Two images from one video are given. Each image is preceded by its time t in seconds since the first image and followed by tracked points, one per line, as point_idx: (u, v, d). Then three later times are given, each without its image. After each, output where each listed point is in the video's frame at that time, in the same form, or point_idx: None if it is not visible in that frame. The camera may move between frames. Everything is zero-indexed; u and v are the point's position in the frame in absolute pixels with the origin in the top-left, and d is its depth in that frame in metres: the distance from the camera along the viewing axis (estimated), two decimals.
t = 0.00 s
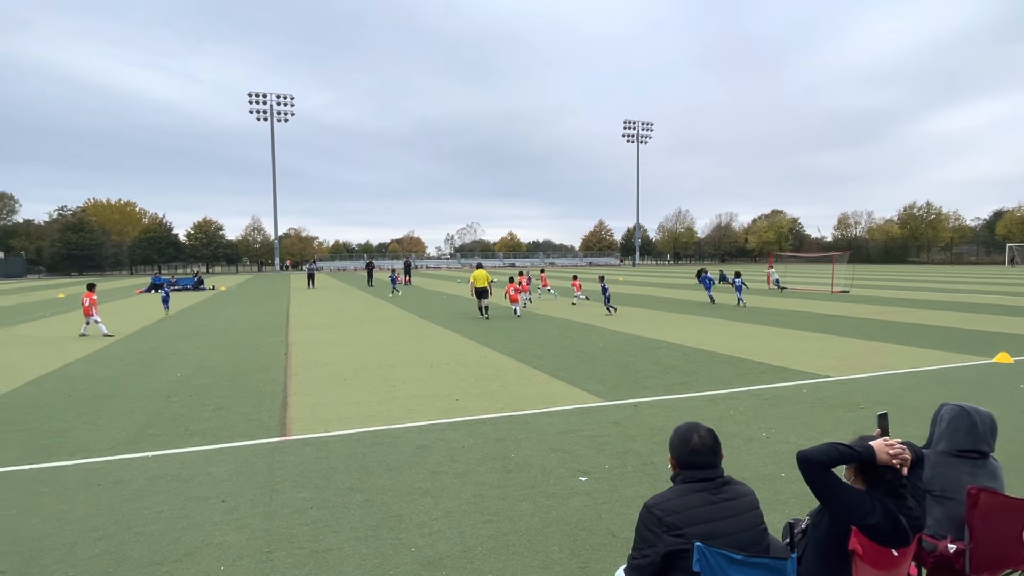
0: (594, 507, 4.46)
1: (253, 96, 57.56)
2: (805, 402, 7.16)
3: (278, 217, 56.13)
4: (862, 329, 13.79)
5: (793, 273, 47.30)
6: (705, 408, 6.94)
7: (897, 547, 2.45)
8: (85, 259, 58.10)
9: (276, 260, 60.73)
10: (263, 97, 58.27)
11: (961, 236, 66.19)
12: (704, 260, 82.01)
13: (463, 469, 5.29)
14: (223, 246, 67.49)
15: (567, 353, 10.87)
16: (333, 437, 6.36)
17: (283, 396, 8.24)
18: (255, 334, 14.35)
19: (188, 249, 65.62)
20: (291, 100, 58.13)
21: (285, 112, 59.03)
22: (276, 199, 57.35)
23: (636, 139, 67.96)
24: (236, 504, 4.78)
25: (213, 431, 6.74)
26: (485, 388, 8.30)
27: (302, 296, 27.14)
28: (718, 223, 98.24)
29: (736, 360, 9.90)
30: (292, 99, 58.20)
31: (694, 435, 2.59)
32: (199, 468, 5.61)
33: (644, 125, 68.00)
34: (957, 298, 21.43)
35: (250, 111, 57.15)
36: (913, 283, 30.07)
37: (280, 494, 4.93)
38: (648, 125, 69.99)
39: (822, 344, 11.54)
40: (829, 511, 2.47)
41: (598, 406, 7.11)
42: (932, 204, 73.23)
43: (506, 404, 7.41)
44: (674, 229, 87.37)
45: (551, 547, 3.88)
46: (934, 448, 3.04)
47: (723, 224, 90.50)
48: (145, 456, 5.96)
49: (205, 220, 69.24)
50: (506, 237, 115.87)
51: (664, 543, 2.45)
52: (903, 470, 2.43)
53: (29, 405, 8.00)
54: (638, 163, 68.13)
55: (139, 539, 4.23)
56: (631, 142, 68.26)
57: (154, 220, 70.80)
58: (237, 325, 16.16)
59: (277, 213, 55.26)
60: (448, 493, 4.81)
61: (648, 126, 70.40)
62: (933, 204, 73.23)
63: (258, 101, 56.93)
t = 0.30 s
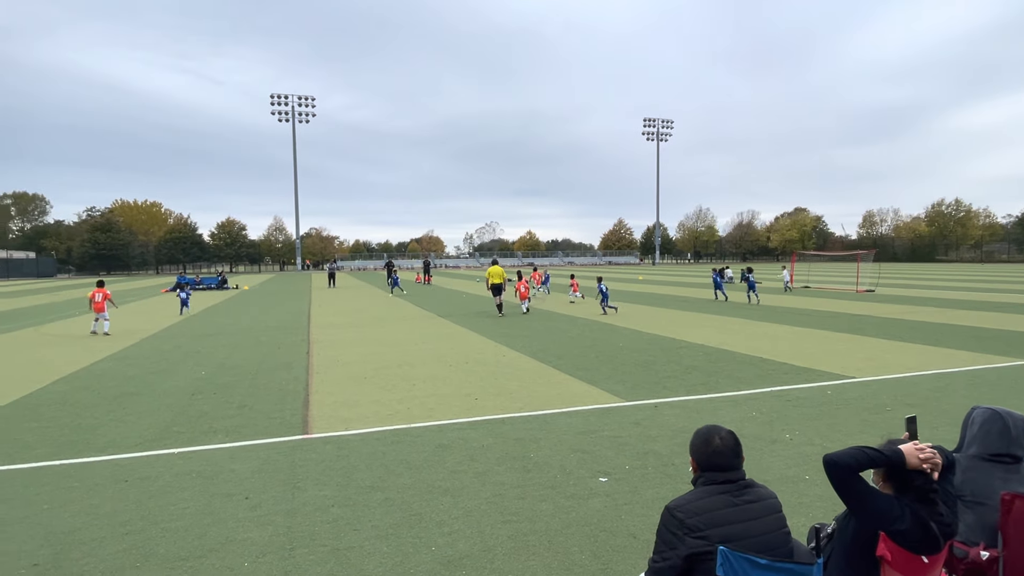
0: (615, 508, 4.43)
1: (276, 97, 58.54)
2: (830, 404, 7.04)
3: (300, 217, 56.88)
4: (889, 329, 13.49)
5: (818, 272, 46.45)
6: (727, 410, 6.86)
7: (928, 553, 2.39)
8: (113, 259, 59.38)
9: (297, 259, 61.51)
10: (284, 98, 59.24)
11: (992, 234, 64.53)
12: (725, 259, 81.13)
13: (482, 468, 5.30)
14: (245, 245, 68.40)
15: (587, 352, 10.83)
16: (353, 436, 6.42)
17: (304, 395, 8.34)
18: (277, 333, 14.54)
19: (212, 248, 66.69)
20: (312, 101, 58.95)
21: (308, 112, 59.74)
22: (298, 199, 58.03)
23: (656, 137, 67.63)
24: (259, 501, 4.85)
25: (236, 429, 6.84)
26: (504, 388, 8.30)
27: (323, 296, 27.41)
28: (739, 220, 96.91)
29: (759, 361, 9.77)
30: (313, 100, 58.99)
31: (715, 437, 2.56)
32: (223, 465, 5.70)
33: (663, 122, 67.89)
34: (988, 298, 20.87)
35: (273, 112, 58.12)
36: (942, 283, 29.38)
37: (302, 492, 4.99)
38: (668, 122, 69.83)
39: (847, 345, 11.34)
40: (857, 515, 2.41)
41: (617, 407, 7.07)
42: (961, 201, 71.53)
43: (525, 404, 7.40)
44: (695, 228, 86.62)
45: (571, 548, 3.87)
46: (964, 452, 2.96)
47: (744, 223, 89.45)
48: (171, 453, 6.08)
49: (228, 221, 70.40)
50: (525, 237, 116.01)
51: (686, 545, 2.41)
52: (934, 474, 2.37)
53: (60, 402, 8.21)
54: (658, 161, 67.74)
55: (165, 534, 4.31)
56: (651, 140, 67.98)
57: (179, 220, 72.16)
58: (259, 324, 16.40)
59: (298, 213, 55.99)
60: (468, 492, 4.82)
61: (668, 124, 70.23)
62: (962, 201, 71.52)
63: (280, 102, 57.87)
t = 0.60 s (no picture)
0: (635, 507, 4.40)
1: (297, 98, 59.70)
2: (856, 404, 6.90)
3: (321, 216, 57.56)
4: (916, 329, 13.21)
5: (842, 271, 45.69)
6: (749, 410, 6.77)
7: (961, 559, 2.32)
8: (139, 257, 60.66)
9: (319, 258, 62.25)
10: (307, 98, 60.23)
11: None
12: (746, 258, 80.20)
13: (501, 466, 5.30)
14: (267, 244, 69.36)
15: (606, 351, 10.79)
16: (374, 433, 6.47)
17: (325, 391, 8.43)
18: (299, 331, 14.73)
19: (235, 247, 67.76)
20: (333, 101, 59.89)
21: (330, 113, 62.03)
22: (318, 198, 58.74)
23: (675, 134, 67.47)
24: (281, 496, 4.91)
25: (259, 425, 6.94)
26: (523, 386, 8.29)
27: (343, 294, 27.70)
28: (761, 219, 95.61)
29: (782, 361, 9.63)
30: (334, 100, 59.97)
31: (739, 438, 2.52)
32: (246, 460, 5.79)
33: (682, 118, 67.70)
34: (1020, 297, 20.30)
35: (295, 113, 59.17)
36: (971, 282, 28.66)
37: (323, 488, 5.04)
38: (688, 120, 69.72)
39: (873, 344, 11.12)
40: (886, 518, 2.36)
41: (638, 406, 7.02)
42: (992, 198, 69.79)
43: (544, 402, 7.39)
44: (715, 226, 85.73)
45: (591, 548, 3.85)
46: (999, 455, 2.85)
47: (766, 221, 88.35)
48: (196, 448, 6.18)
49: (251, 220, 71.46)
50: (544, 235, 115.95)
51: (710, 548, 2.37)
52: (965, 477, 2.30)
53: (90, 397, 8.41)
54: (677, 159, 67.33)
55: (190, 528, 4.38)
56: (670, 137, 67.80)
57: (203, 220, 73.46)
58: (281, 322, 16.62)
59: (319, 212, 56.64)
60: (487, 490, 4.82)
61: (689, 122, 69.99)
62: (992, 198, 69.78)
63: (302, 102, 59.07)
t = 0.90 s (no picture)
0: (656, 509, 4.36)
1: (319, 99, 60.58)
2: (882, 407, 6.77)
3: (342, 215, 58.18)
4: (945, 330, 12.90)
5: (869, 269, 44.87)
6: (772, 411, 6.67)
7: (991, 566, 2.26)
8: (166, 256, 61.95)
9: (339, 257, 62.86)
10: (328, 99, 61.08)
11: None
12: (769, 256, 79.05)
13: (521, 466, 5.30)
14: (290, 243, 70.25)
15: (626, 351, 10.72)
16: (393, 431, 6.51)
17: (346, 389, 8.51)
18: (320, 329, 14.89)
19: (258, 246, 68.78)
20: (353, 101, 60.70)
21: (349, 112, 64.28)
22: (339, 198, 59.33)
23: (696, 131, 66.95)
24: (303, 492, 4.97)
25: (282, 421, 7.03)
26: (542, 385, 8.28)
27: (363, 292, 27.93)
28: (784, 217, 94.18)
29: (806, 361, 9.47)
30: (354, 100, 60.80)
31: (763, 441, 2.48)
32: (269, 456, 5.87)
33: (702, 115, 67.19)
34: None
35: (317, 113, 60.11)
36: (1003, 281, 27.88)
37: (344, 484, 5.09)
38: (709, 116, 69.19)
39: (900, 345, 10.88)
40: (914, 523, 2.31)
41: (658, 406, 6.97)
42: None
43: (564, 401, 7.37)
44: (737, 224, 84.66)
45: (611, 549, 3.83)
46: None
47: (789, 220, 87.00)
48: (219, 444, 6.28)
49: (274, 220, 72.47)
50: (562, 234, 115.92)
51: (733, 553, 2.33)
52: (998, 482, 2.24)
53: (118, 393, 8.60)
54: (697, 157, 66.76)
55: (214, 522, 4.46)
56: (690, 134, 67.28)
57: (227, 219, 74.68)
58: (303, 320, 16.82)
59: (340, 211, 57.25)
60: (506, 489, 4.82)
61: (709, 119, 69.47)
62: None
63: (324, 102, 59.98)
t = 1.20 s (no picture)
0: (677, 511, 4.32)
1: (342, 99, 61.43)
2: (912, 410, 6.61)
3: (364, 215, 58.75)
4: (978, 332, 12.55)
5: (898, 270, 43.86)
6: (796, 413, 6.57)
7: None
8: (193, 254, 63.21)
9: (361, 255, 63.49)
10: (351, 99, 61.89)
11: None
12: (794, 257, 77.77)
13: (541, 465, 5.29)
14: (313, 242, 71.14)
15: (647, 351, 10.64)
16: (414, 428, 6.55)
17: (367, 386, 8.59)
18: (343, 327, 15.05)
19: (282, 245, 69.77)
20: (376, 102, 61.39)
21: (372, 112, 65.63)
22: (361, 197, 59.88)
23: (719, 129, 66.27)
24: (325, 488, 5.03)
25: (304, 418, 7.12)
26: (563, 385, 8.26)
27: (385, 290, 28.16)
28: (810, 216, 92.49)
29: (832, 363, 9.30)
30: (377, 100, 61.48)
31: (787, 444, 2.44)
32: (292, 452, 5.96)
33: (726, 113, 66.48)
34: None
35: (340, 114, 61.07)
36: None
37: (365, 481, 5.14)
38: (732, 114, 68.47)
39: (930, 348, 10.63)
40: (945, 529, 2.25)
41: (680, 407, 6.90)
42: None
43: (584, 401, 7.35)
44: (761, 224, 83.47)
45: (632, 550, 3.80)
46: None
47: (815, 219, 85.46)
48: (244, 439, 6.39)
49: (298, 219, 73.51)
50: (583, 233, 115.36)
51: (756, 558, 2.29)
52: None
53: (147, 388, 8.81)
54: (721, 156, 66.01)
55: (239, 516, 4.54)
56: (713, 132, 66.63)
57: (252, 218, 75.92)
58: (325, 318, 17.03)
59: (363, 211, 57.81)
60: (526, 488, 4.82)
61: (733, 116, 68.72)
62: None
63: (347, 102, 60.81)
